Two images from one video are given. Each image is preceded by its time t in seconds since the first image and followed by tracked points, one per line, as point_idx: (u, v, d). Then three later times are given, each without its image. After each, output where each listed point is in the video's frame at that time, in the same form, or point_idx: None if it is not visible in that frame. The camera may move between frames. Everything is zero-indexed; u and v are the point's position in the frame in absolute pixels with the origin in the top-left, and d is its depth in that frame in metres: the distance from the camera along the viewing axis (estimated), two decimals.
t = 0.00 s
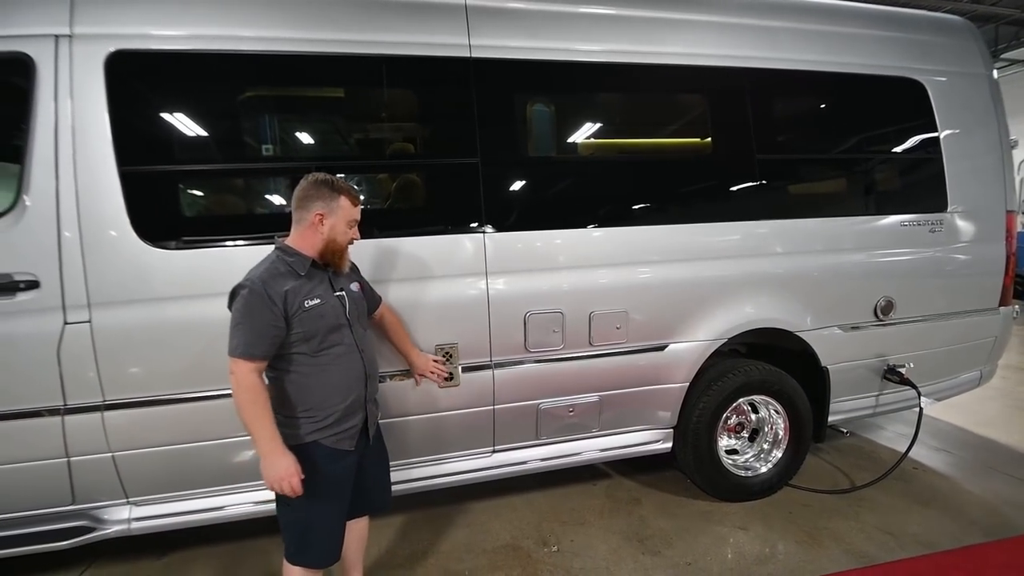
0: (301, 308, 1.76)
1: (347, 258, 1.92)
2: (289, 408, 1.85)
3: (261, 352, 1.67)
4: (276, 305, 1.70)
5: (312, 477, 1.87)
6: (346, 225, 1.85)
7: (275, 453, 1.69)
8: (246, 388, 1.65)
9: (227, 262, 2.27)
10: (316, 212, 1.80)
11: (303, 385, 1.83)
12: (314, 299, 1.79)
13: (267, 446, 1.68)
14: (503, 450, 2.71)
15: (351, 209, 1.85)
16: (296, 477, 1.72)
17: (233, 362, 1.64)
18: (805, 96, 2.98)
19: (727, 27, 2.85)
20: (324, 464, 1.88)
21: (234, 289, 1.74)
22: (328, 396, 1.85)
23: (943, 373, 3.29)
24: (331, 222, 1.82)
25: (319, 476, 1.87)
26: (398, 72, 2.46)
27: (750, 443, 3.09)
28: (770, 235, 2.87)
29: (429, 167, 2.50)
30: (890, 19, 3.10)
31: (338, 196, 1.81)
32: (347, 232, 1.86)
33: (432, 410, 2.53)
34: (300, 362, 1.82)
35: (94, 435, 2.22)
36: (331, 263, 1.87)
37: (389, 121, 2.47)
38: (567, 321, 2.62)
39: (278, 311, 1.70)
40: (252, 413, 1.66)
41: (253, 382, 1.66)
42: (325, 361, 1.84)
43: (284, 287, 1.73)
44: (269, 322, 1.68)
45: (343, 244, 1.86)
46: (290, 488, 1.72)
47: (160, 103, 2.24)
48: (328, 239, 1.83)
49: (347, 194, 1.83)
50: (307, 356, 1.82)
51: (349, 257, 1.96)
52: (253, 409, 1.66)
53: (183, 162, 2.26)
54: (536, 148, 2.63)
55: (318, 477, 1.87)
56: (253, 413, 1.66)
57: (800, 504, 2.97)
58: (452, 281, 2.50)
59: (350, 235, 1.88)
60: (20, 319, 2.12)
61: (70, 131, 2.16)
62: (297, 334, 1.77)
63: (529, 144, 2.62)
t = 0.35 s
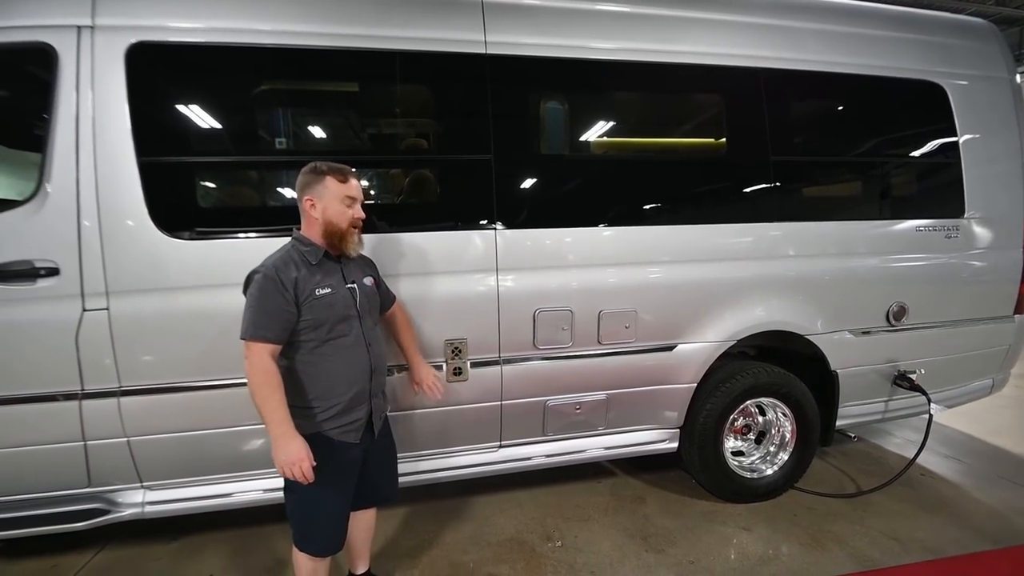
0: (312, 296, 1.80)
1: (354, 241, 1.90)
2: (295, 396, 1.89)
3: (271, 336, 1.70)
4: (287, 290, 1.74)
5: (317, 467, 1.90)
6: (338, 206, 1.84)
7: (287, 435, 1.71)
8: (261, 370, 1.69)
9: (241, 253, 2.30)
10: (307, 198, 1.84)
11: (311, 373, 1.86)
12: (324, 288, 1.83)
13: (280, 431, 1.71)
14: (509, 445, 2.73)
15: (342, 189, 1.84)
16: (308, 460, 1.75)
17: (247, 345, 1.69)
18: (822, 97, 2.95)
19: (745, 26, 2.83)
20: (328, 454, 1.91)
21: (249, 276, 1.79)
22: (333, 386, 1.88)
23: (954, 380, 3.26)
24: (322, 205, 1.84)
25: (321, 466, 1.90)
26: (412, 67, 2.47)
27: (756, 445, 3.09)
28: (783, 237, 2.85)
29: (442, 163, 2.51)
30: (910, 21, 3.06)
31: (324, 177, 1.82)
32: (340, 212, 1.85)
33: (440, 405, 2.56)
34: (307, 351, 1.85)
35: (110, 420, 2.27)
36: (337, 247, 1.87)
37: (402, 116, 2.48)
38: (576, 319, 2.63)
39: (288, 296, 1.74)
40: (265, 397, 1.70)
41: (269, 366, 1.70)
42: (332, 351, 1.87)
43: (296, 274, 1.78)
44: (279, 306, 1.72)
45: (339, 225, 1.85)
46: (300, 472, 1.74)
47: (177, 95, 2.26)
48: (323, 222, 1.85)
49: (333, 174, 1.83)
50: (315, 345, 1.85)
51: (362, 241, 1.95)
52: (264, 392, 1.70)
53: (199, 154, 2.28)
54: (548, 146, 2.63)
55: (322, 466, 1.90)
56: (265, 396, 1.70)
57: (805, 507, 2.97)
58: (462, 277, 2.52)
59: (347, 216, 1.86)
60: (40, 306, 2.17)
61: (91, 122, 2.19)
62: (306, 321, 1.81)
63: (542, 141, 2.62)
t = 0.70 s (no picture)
0: (301, 284, 1.84)
1: (333, 227, 1.87)
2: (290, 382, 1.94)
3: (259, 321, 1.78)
4: (275, 278, 1.80)
5: (308, 454, 1.92)
6: (313, 193, 1.86)
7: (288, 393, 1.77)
8: (251, 354, 1.78)
9: (247, 243, 2.32)
10: (296, 191, 1.91)
11: (303, 361, 1.91)
12: (315, 277, 1.86)
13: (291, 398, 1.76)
14: (512, 433, 2.77)
15: (310, 174, 1.85)
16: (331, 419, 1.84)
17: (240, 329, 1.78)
18: (825, 87, 2.94)
19: (748, 15, 2.82)
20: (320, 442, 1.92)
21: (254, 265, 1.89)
22: (323, 374, 1.90)
23: (954, 370, 3.28)
24: (302, 194, 1.88)
25: (320, 457, 1.92)
26: (412, 57, 2.47)
27: (756, 434, 3.12)
28: (784, 228, 2.86)
29: (443, 154, 2.52)
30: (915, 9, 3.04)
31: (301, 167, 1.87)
32: (315, 198, 1.86)
33: (443, 393, 2.59)
34: (298, 338, 1.90)
35: (119, 408, 2.31)
36: (318, 234, 1.88)
37: (403, 106, 2.48)
38: (578, 309, 2.65)
39: (276, 283, 1.80)
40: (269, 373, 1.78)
41: (257, 351, 1.78)
42: (321, 339, 1.89)
43: (286, 262, 1.83)
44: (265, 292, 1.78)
45: (316, 211, 1.86)
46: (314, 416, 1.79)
47: (177, 85, 2.27)
48: (306, 211, 1.89)
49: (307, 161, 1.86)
50: (305, 332, 1.89)
51: (347, 227, 1.90)
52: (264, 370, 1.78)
53: (201, 144, 2.30)
54: (549, 136, 2.63)
55: (315, 454, 1.92)
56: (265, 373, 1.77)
57: (804, 495, 3.01)
58: (465, 267, 2.54)
59: (322, 201, 1.86)
60: (49, 296, 2.20)
61: (96, 112, 2.20)
62: (296, 309, 1.85)
63: (543, 132, 2.63)
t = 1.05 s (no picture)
0: (307, 280, 1.87)
1: (335, 231, 1.89)
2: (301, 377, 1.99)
3: (269, 315, 1.84)
4: (282, 274, 1.85)
5: (316, 448, 1.95)
6: (316, 194, 1.88)
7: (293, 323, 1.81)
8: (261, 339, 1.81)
9: (260, 240, 2.34)
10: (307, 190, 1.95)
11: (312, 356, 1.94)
12: (321, 273, 1.89)
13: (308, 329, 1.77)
14: (521, 430, 2.78)
15: (315, 176, 1.87)
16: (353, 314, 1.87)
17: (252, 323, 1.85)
18: (837, 83, 2.92)
19: (758, 11, 2.80)
20: (328, 437, 1.94)
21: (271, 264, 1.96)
22: (330, 369, 1.92)
23: (968, 369, 3.25)
24: (309, 194, 1.91)
25: (327, 451, 1.94)
26: (421, 55, 2.47)
27: (767, 432, 3.11)
28: (795, 225, 2.84)
29: (453, 151, 2.53)
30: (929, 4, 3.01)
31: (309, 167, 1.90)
32: (318, 199, 1.88)
33: (453, 390, 2.60)
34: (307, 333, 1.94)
35: (134, 403, 2.34)
36: (322, 236, 1.91)
37: (411, 104, 2.48)
38: (588, 306, 2.65)
39: (284, 279, 1.85)
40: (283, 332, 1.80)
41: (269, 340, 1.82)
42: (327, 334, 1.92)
43: (294, 258, 1.88)
44: (273, 287, 1.84)
45: (318, 212, 1.88)
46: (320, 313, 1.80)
47: (187, 84, 2.29)
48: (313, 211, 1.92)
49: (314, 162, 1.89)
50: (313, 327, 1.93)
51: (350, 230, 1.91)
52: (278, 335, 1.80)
53: (213, 143, 2.32)
54: (558, 134, 2.63)
55: (323, 449, 1.94)
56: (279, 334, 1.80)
57: (815, 494, 2.99)
58: (475, 265, 2.55)
59: (324, 203, 1.87)
60: (66, 292, 2.24)
61: (112, 112, 2.23)
62: (302, 304, 1.89)
63: (552, 129, 2.63)
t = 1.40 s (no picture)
0: (319, 281, 1.87)
1: (345, 236, 1.90)
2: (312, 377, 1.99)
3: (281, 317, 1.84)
4: (294, 276, 1.84)
5: (328, 446, 1.95)
6: (326, 200, 1.87)
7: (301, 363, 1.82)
8: (275, 351, 1.84)
9: (267, 238, 2.34)
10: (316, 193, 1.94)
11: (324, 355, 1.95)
12: (332, 273, 1.89)
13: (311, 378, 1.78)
14: (527, 429, 2.78)
15: (325, 182, 1.85)
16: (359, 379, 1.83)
17: (264, 326, 1.86)
18: (847, 82, 2.90)
19: (767, 9, 2.79)
20: (340, 434, 1.95)
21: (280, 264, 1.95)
22: (343, 368, 1.93)
23: (975, 370, 3.23)
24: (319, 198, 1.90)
25: (339, 449, 1.95)
26: (429, 52, 2.46)
27: (773, 432, 3.11)
28: (803, 225, 2.83)
29: (459, 150, 2.52)
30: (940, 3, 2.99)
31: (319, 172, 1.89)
32: (328, 206, 1.87)
33: (460, 388, 2.60)
34: (318, 333, 1.94)
35: (142, 400, 2.34)
36: (331, 240, 1.91)
37: (417, 102, 2.47)
38: (595, 305, 2.64)
39: (296, 281, 1.84)
40: (293, 360, 1.83)
41: (282, 344, 1.85)
42: (340, 334, 1.92)
43: (305, 260, 1.87)
44: (285, 289, 1.84)
45: (329, 218, 1.88)
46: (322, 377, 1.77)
47: (193, 81, 2.28)
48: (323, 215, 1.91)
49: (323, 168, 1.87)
50: (325, 328, 1.92)
51: (360, 236, 1.92)
52: (289, 363, 1.83)
53: (220, 140, 2.32)
54: (565, 132, 2.62)
55: (335, 446, 1.95)
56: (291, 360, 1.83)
57: (820, 494, 2.98)
58: (481, 263, 2.54)
59: (334, 210, 1.87)
60: (75, 289, 2.24)
61: (120, 108, 2.23)
62: (315, 305, 1.89)
63: (559, 128, 2.62)
